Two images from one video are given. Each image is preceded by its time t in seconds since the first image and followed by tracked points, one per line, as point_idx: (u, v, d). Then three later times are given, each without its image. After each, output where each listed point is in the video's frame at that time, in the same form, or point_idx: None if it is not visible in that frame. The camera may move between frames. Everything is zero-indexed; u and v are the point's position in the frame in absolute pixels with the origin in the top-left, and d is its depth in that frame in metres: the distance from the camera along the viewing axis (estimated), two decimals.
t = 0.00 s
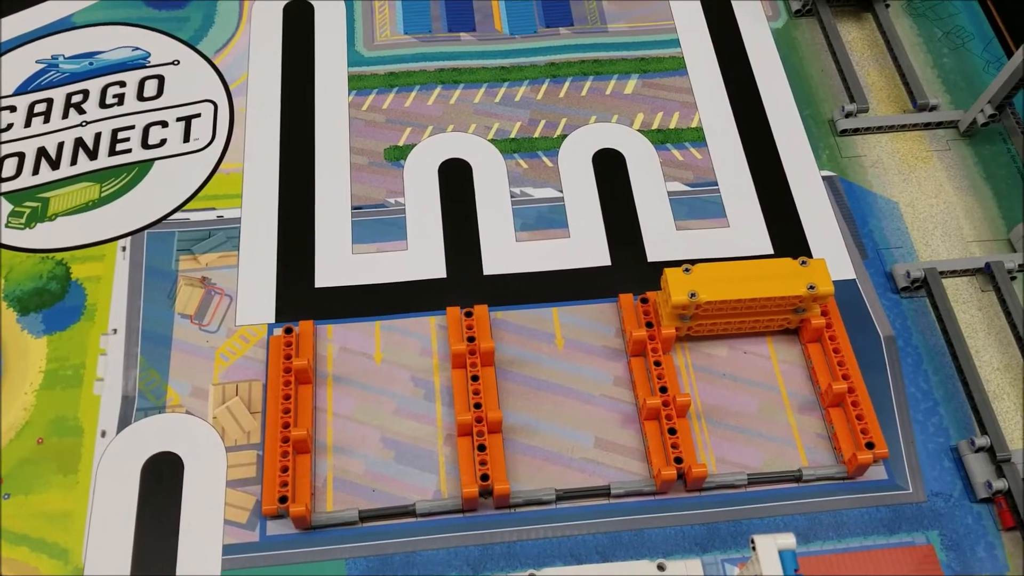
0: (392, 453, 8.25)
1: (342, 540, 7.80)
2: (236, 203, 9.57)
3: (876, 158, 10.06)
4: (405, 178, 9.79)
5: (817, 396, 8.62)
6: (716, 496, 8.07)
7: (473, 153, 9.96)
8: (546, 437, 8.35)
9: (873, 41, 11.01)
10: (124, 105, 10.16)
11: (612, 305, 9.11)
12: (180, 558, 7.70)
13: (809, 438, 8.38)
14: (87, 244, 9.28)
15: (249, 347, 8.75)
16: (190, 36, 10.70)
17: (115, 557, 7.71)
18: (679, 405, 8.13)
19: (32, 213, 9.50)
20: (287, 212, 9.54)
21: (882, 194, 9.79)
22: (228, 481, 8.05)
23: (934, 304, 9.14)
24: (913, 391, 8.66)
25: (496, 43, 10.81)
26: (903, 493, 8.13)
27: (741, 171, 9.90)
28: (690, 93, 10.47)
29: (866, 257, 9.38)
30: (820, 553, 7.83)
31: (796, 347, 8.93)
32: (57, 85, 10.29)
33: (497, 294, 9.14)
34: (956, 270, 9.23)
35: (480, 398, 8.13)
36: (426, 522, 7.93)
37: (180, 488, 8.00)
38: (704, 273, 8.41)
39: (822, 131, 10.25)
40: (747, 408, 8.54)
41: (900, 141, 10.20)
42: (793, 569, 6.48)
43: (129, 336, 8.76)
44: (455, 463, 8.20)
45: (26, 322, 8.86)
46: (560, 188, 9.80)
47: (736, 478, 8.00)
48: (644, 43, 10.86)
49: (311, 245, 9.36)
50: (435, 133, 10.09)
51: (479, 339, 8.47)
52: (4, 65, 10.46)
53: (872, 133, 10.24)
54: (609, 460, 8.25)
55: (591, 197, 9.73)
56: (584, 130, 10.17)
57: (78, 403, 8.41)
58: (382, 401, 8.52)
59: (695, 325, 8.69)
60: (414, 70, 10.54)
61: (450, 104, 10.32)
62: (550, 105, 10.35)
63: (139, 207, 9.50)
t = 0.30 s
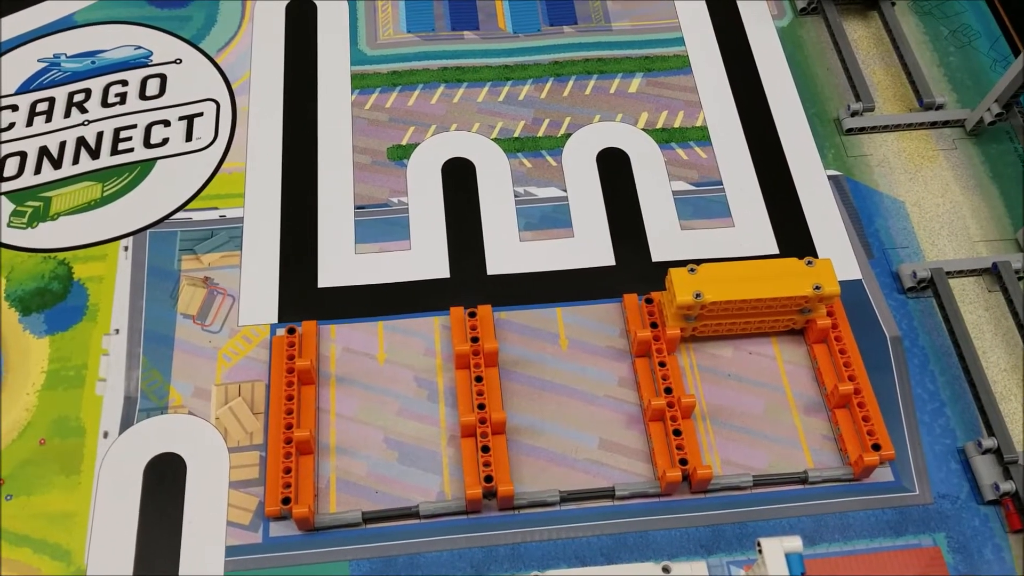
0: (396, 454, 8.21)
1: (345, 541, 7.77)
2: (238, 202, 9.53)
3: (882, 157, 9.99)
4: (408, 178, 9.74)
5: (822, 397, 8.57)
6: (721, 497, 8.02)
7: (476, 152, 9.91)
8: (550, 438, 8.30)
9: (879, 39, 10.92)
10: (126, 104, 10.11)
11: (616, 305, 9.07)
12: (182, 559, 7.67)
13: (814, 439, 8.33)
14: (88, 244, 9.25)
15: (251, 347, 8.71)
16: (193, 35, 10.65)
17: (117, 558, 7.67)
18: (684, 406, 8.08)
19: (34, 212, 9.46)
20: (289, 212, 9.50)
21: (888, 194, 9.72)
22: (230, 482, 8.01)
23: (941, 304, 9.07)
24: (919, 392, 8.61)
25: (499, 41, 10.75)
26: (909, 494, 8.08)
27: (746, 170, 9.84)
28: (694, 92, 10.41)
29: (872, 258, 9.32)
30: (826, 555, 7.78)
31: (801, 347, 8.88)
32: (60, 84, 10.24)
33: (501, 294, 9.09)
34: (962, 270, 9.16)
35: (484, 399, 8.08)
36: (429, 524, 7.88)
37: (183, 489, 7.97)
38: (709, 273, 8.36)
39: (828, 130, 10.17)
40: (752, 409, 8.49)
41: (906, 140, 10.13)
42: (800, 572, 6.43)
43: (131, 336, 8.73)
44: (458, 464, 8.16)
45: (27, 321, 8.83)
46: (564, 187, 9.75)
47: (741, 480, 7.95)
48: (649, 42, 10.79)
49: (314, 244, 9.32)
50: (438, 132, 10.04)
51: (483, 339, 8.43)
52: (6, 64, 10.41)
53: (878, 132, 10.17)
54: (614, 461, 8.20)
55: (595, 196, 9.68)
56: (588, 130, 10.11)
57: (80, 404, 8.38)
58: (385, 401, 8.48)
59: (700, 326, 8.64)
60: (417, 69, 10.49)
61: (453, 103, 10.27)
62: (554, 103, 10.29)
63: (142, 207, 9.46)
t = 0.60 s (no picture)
0: (402, 453, 8.22)
1: (350, 540, 7.77)
2: (244, 201, 9.53)
3: (887, 158, 9.98)
4: (414, 177, 9.75)
5: (828, 397, 8.57)
6: (727, 498, 8.03)
7: (482, 152, 9.92)
8: (556, 438, 8.31)
9: (885, 41, 10.90)
10: (132, 103, 10.09)
11: (622, 305, 9.07)
12: (188, 557, 7.68)
13: (820, 440, 8.34)
14: (94, 242, 9.25)
15: (257, 346, 8.72)
16: (199, 33, 10.63)
17: (124, 556, 7.68)
18: (689, 406, 8.09)
19: (40, 210, 9.44)
20: (295, 211, 9.50)
21: (894, 194, 9.71)
22: (236, 481, 8.02)
23: (947, 305, 9.07)
24: (925, 393, 8.61)
25: (505, 41, 10.74)
26: (914, 495, 8.08)
27: (752, 170, 9.84)
28: (700, 93, 10.39)
29: (877, 258, 9.31)
30: (832, 555, 7.78)
31: (806, 348, 8.88)
32: (66, 83, 10.21)
33: (507, 294, 9.10)
34: (968, 271, 9.15)
35: (490, 398, 8.09)
36: (435, 523, 7.89)
37: (189, 488, 7.98)
38: (715, 274, 8.38)
39: (833, 131, 10.16)
40: (758, 410, 8.50)
41: (912, 140, 10.11)
42: (806, 573, 6.45)
43: (137, 335, 8.73)
44: (464, 464, 8.17)
45: (33, 320, 8.83)
46: (570, 187, 9.75)
47: (747, 480, 7.95)
48: (654, 42, 10.77)
49: (320, 243, 9.33)
50: (444, 132, 10.05)
51: (489, 339, 8.43)
52: (11, 62, 10.36)
53: (884, 133, 10.15)
54: (619, 461, 8.21)
55: (601, 197, 9.68)
56: (594, 130, 10.11)
57: (86, 402, 8.38)
58: (391, 401, 8.48)
59: (706, 326, 8.65)
60: (423, 69, 10.48)
61: (459, 102, 10.27)
62: (560, 103, 10.29)
63: (148, 205, 9.46)
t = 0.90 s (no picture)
0: (401, 452, 8.25)
1: (350, 538, 7.81)
2: (245, 201, 9.58)
3: (886, 158, 9.97)
4: (414, 177, 9.79)
5: (826, 397, 8.60)
6: (725, 497, 8.06)
7: (482, 152, 9.96)
8: (555, 437, 8.34)
9: (884, 41, 10.86)
10: (134, 103, 10.12)
11: (621, 305, 9.11)
12: (189, 556, 7.72)
13: (818, 439, 8.36)
14: (95, 242, 9.29)
15: (258, 345, 8.76)
16: (200, 34, 10.65)
17: (125, 554, 7.73)
18: (688, 406, 8.12)
19: (42, 211, 9.48)
20: (296, 211, 9.55)
21: (893, 195, 9.71)
22: (237, 480, 8.06)
23: (945, 305, 9.08)
24: (923, 393, 8.63)
25: (505, 42, 10.75)
26: (912, 495, 8.11)
27: (751, 171, 9.86)
28: (699, 93, 10.39)
29: (876, 258, 9.33)
30: (830, 554, 7.81)
31: (805, 348, 8.91)
32: (68, 83, 10.24)
33: (507, 294, 9.14)
34: (966, 271, 9.16)
35: (489, 397, 8.12)
36: (434, 522, 7.92)
37: (190, 486, 8.02)
38: (714, 274, 8.42)
39: (833, 131, 10.15)
40: (756, 409, 8.52)
41: (911, 141, 10.09)
42: (803, 571, 6.48)
43: (138, 335, 8.78)
44: (464, 463, 8.20)
45: (35, 319, 8.88)
46: (569, 187, 9.79)
47: (745, 479, 7.98)
48: (654, 43, 10.77)
49: (321, 243, 9.37)
50: (444, 133, 10.08)
51: (489, 338, 8.47)
52: (13, 63, 10.39)
53: (883, 134, 10.14)
54: (618, 460, 8.24)
55: (601, 197, 9.72)
56: (594, 130, 10.14)
57: (88, 401, 8.43)
58: (391, 400, 8.52)
59: (705, 326, 8.68)
60: (423, 70, 10.51)
61: (459, 103, 10.30)
62: (560, 104, 10.32)
63: (149, 205, 9.50)
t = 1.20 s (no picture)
0: (402, 451, 8.28)
1: (351, 536, 7.84)
2: (246, 201, 9.62)
3: (886, 157, 9.94)
4: (414, 177, 9.83)
5: (826, 395, 8.62)
6: (725, 495, 8.07)
7: (482, 152, 9.99)
8: (555, 435, 8.37)
9: (884, 40, 10.79)
10: (135, 104, 10.14)
11: (621, 304, 9.13)
12: (190, 553, 7.76)
13: (818, 437, 8.38)
14: (98, 242, 9.33)
15: (259, 345, 8.80)
16: (201, 35, 10.65)
17: (127, 552, 7.77)
18: (688, 404, 8.14)
19: (44, 211, 9.51)
20: (297, 211, 9.58)
21: (892, 194, 9.69)
22: (238, 478, 8.09)
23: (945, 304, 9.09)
24: (922, 391, 8.64)
25: (505, 42, 10.76)
26: (912, 492, 8.12)
27: (751, 170, 9.87)
28: (699, 93, 10.39)
29: (875, 257, 9.33)
30: (829, 552, 7.83)
31: (805, 346, 8.93)
32: (70, 84, 10.25)
33: (507, 293, 9.17)
34: (966, 270, 9.16)
35: (489, 396, 8.16)
36: (435, 520, 7.95)
37: (192, 484, 8.06)
38: (713, 272, 8.46)
39: (832, 130, 10.13)
40: (756, 407, 8.55)
41: (911, 140, 10.06)
42: (802, 567, 6.47)
43: (140, 334, 8.82)
44: (464, 461, 8.23)
45: (38, 319, 8.92)
46: (569, 187, 9.82)
47: (745, 477, 8.00)
48: (654, 43, 10.76)
49: (322, 243, 9.41)
50: (444, 132, 10.11)
51: (489, 337, 8.50)
52: (16, 64, 10.40)
53: (883, 133, 10.11)
54: (618, 459, 8.26)
55: (600, 196, 9.74)
56: (594, 130, 10.17)
57: (90, 400, 8.47)
58: (392, 398, 8.55)
59: (704, 324, 8.71)
60: (424, 70, 10.52)
61: (460, 103, 10.33)
62: (560, 104, 10.34)
63: (151, 206, 9.53)
